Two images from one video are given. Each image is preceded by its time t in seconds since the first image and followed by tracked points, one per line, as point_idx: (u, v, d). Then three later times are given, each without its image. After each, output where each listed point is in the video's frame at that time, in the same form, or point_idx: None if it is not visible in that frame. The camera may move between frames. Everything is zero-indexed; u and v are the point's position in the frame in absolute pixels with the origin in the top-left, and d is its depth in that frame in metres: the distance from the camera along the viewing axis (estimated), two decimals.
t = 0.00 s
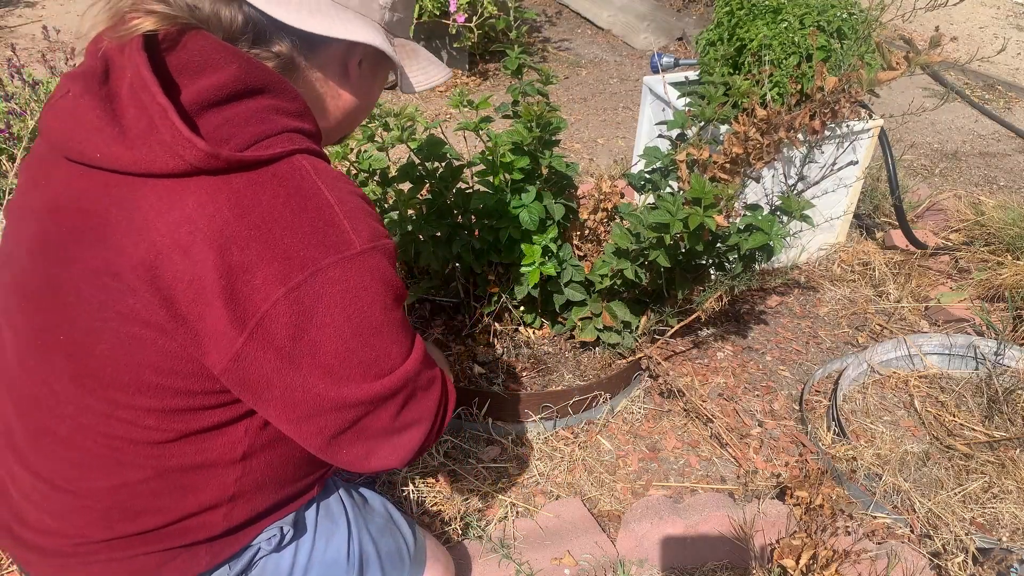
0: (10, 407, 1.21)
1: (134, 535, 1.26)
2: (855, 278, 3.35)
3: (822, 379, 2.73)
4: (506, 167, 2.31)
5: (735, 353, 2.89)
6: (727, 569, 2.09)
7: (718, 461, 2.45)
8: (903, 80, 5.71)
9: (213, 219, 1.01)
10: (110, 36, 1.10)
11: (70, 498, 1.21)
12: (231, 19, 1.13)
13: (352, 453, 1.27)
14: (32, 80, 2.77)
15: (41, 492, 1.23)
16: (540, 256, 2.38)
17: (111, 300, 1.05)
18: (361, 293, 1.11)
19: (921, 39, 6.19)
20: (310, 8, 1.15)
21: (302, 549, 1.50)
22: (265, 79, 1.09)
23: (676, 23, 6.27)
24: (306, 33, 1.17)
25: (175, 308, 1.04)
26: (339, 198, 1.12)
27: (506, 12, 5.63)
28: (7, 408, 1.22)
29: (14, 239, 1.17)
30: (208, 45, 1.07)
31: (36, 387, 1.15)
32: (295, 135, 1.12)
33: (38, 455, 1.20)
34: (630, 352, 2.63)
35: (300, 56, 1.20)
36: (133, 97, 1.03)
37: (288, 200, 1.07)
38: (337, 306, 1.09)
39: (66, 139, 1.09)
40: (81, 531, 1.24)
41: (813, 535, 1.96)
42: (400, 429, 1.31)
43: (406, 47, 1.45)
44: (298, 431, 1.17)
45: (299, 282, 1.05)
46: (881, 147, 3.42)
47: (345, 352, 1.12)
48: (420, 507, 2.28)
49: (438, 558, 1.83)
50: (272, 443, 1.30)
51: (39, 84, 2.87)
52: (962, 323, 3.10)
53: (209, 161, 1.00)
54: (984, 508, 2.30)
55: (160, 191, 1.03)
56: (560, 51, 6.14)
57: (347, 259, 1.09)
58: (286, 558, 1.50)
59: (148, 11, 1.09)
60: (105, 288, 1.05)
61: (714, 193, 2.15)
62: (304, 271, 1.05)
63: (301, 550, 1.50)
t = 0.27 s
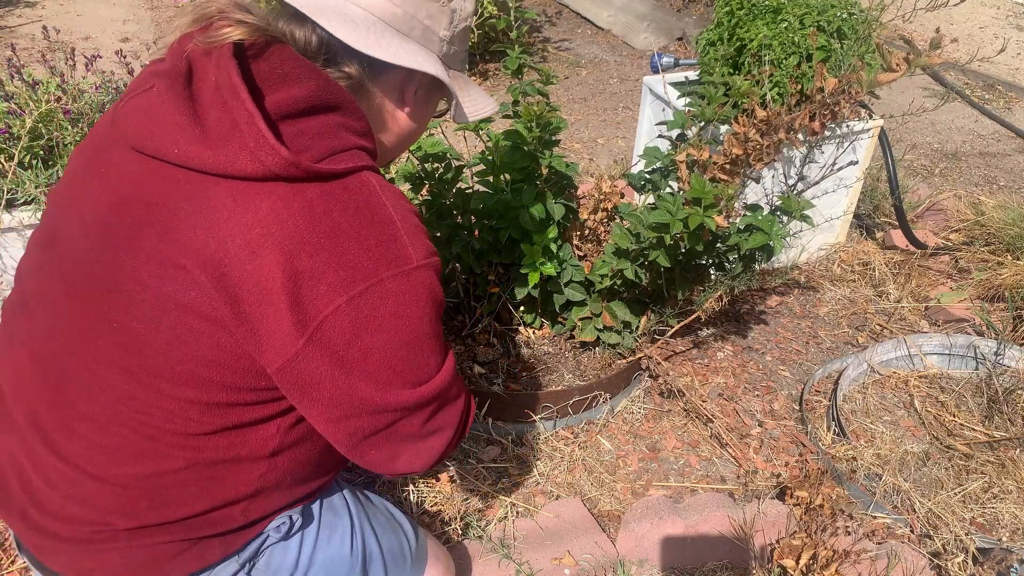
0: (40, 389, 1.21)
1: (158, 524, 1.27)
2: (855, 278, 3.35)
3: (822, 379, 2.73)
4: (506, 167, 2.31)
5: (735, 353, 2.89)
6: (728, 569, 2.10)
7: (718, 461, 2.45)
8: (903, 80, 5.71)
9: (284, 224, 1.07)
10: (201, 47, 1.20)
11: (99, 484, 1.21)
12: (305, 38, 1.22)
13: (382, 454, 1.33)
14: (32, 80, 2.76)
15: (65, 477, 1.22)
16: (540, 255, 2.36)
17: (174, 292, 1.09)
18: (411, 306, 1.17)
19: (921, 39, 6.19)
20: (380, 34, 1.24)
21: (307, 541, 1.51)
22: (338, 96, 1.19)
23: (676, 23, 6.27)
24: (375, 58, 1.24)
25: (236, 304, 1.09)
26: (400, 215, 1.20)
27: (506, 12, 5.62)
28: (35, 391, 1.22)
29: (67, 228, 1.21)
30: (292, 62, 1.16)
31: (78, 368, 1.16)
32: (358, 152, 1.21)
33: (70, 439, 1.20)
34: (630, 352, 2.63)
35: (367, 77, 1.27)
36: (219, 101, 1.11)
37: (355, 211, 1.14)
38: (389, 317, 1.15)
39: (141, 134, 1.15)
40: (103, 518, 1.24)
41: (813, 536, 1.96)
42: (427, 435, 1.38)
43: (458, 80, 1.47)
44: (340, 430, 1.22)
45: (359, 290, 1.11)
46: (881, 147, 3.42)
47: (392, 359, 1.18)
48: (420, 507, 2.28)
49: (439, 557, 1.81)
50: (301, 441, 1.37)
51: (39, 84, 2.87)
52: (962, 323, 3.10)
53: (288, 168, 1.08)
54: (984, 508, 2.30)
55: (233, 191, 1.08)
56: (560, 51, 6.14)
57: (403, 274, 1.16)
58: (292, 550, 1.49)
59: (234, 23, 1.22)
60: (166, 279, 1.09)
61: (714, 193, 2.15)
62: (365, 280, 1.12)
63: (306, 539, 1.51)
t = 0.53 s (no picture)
0: (77, 361, 1.21)
1: (184, 507, 1.28)
2: (855, 278, 3.35)
3: (822, 379, 2.73)
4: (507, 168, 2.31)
5: (735, 353, 2.89)
6: (727, 569, 2.10)
7: (718, 461, 2.45)
8: (903, 80, 5.71)
9: (347, 205, 1.14)
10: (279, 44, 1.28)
11: (134, 460, 1.22)
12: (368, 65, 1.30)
13: (411, 436, 1.38)
14: (32, 79, 2.75)
15: (96, 451, 1.22)
16: (541, 255, 2.33)
17: (234, 263, 1.13)
18: (455, 293, 1.24)
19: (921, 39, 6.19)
20: (434, 75, 1.34)
21: (315, 536, 1.49)
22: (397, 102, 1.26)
23: (676, 23, 6.27)
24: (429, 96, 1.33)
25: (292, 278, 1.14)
26: (453, 213, 1.27)
27: (506, 12, 5.62)
28: (71, 363, 1.22)
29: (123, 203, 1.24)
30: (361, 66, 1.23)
31: (127, 339, 1.17)
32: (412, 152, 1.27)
33: (107, 411, 1.20)
34: (630, 352, 2.64)
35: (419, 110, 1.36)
36: (294, 88, 1.17)
37: (412, 202, 1.21)
38: (434, 300, 1.21)
39: (211, 116, 1.21)
40: (132, 496, 1.24)
41: (813, 536, 1.96)
42: (455, 425, 1.42)
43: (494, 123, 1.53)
44: (378, 407, 1.27)
45: (410, 273, 1.18)
46: (881, 147, 3.42)
47: (434, 342, 1.24)
48: (420, 506, 2.28)
49: (439, 558, 1.80)
50: (324, 432, 1.40)
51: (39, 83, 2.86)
52: (962, 323, 3.10)
53: (355, 152, 1.15)
54: (984, 508, 2.30)
55: (300, 172, 1.15)
56: (560, 51, 6.14)
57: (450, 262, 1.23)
58: (300, 543, 1.48)
59: (312, 26, 1.28)
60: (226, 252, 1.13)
61: (714, 193, 2.15)
62: (416, 263, 1.19)
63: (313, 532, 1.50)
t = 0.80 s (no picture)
0: (124, 336, 1.24)
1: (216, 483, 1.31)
2: (855, 278, 3.35)
3: (822, 379, 2.73)
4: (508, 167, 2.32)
5: (735, 353, 2.89)
6: (727, 569, 2.10)
7: (718, 461, 2.45)
8: (903, 80, 5.71)
9: (405, 197, 1.23)
10: (338, 52, 1.37)
11: (177, 434, 1.25)
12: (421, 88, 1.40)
13: (447, 408, 1.49)
14: (33, 80, 2.75)
15: (137, 425, 1.25)
16: (541, 255, 2.34)
17: (295, 244, 1.20)
18: (496, 280, 1.35)
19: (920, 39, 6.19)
20: (468, 106, 1.46)
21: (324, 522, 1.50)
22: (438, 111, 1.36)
23: (676, 23, 6.27)
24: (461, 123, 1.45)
25: (349, 261, 1.22)
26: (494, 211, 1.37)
27: (506, 11, 5.62)
28: (115, 337, 1.25)
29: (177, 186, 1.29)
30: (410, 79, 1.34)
31: (178, 314, 1.22)
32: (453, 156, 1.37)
33: (152, 385, 1.23)
34: (630, 352, 2.64)
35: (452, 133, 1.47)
36: (357, 92, 1.27)
37: (460, 198, 1.31)
38: (479, 285, 1.32)
39: (271, 109, 1.28)
40: (168, 471, 1.27)
41: (813, 536, 1.96)
42: (487, 400, 1.54)
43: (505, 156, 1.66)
44: (425, 379, 1.37)
45: (458, 261, 1.28)
46: (881, 147, 3.42)
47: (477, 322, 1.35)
48: (420, 506, 2.27)
49: (439, 557, 1.80)
50: (349, 421, 1.46)
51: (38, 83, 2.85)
52: (962, 323, 3.10)
53: (414, 150, 1.24)
54: (984, 508, 2.30)
55: (358, 164, 1.23)
56: (560, 51, 6.14)
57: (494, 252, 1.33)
58: (308, 531, 1.48)
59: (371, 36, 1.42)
60: (285, 236, 1.20)
61: (714, 193, 2.15)
62: (464, 251, 1.29)
63: (321, 521, 1.50)
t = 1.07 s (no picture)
0: (154, 325, 1.25)
1: (238, 472, 1.33)
2: (855, 278, 3.36)
3: (822, 379, 2.73)
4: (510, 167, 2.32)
5: (735, 353, 2.89)
6: (727, 569, 2.10)
7: (718, 461, 2.45)
8: (904, 80, 5.71)
9: (441, 206, 1.32)
10: (372, 62, 1.44)
11: (204, 423, 1.27)
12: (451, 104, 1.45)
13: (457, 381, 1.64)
14: (32, 80, 2.74)
15: (167, 413, 1.25)
16: (541, 255, 2.35)
17: (334, 242, 1.25)
18: (512, 280, 1.49)
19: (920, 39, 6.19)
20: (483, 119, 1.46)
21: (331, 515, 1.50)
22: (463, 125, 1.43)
23: (676, 23, 6.27)
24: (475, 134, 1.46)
25: (386, 262, 1.28)
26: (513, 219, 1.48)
27: (506, 11, 5.62)
28: (143, 325, 1.25)
29: (208, 182, 1.32)
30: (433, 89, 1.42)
31: (213, 304, 1.24)
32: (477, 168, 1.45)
33: (182, 373, 1.24)
34: (630, 352, 2.64)
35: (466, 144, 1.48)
36: (396, 104, 1.34)
37: (487, 208, 1.40)
38: (498, 285, 1.45)
39: (309, 111, 1.32)
40: (196, 459, 1.28)
41: (813, 536, 1.96)
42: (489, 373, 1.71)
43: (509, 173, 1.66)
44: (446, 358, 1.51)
45: (484, 264, 1.40)
46: (881, 147, 3.41)
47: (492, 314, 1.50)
48: (420, 506, 2.28)
49: (441, 557, 1.79)
50: (366, 417, 1.52)
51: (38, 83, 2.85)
52: (961, 323, 3.10)
53: (451, 164, 1.32)
54: (984, 508, 2.30)
55: (396, 173, 1.30)
56: (560, 51, 6.14)
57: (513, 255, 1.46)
58: (315, 524, 1.48)
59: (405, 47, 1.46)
60: (324, 234, 1.25)
61: (714, 193, 2.15)
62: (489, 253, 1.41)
63: (327, 515, 1.50)
